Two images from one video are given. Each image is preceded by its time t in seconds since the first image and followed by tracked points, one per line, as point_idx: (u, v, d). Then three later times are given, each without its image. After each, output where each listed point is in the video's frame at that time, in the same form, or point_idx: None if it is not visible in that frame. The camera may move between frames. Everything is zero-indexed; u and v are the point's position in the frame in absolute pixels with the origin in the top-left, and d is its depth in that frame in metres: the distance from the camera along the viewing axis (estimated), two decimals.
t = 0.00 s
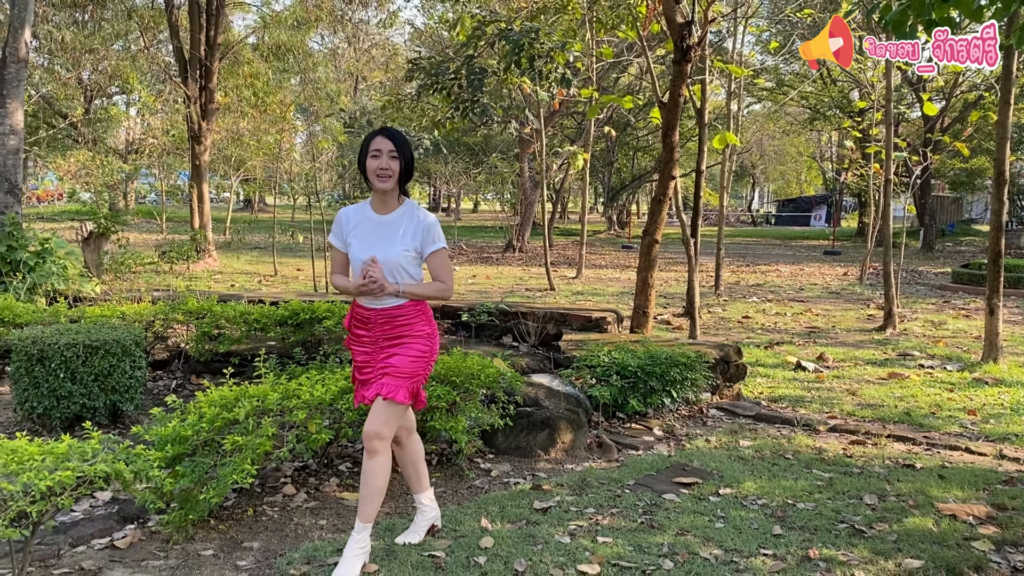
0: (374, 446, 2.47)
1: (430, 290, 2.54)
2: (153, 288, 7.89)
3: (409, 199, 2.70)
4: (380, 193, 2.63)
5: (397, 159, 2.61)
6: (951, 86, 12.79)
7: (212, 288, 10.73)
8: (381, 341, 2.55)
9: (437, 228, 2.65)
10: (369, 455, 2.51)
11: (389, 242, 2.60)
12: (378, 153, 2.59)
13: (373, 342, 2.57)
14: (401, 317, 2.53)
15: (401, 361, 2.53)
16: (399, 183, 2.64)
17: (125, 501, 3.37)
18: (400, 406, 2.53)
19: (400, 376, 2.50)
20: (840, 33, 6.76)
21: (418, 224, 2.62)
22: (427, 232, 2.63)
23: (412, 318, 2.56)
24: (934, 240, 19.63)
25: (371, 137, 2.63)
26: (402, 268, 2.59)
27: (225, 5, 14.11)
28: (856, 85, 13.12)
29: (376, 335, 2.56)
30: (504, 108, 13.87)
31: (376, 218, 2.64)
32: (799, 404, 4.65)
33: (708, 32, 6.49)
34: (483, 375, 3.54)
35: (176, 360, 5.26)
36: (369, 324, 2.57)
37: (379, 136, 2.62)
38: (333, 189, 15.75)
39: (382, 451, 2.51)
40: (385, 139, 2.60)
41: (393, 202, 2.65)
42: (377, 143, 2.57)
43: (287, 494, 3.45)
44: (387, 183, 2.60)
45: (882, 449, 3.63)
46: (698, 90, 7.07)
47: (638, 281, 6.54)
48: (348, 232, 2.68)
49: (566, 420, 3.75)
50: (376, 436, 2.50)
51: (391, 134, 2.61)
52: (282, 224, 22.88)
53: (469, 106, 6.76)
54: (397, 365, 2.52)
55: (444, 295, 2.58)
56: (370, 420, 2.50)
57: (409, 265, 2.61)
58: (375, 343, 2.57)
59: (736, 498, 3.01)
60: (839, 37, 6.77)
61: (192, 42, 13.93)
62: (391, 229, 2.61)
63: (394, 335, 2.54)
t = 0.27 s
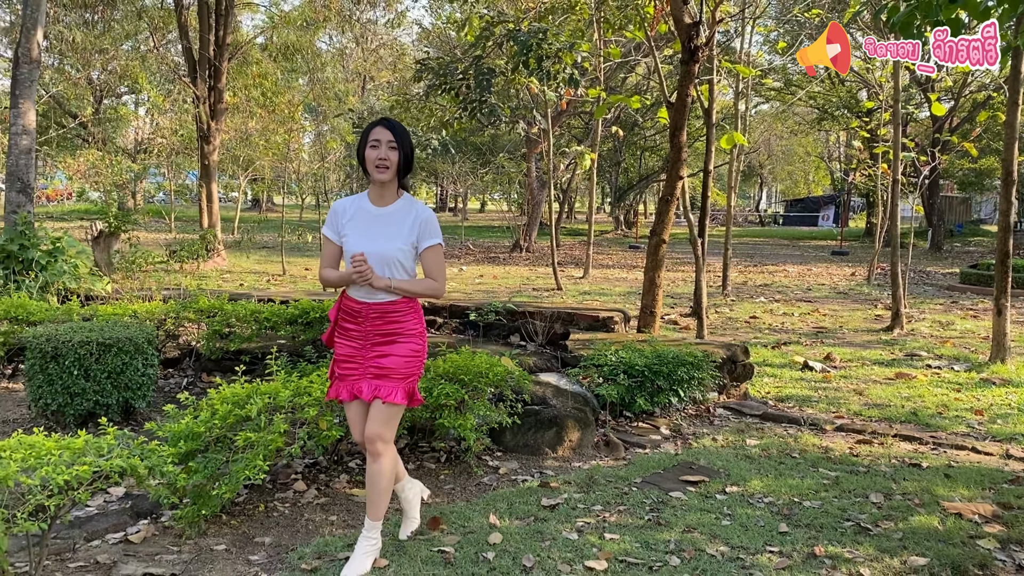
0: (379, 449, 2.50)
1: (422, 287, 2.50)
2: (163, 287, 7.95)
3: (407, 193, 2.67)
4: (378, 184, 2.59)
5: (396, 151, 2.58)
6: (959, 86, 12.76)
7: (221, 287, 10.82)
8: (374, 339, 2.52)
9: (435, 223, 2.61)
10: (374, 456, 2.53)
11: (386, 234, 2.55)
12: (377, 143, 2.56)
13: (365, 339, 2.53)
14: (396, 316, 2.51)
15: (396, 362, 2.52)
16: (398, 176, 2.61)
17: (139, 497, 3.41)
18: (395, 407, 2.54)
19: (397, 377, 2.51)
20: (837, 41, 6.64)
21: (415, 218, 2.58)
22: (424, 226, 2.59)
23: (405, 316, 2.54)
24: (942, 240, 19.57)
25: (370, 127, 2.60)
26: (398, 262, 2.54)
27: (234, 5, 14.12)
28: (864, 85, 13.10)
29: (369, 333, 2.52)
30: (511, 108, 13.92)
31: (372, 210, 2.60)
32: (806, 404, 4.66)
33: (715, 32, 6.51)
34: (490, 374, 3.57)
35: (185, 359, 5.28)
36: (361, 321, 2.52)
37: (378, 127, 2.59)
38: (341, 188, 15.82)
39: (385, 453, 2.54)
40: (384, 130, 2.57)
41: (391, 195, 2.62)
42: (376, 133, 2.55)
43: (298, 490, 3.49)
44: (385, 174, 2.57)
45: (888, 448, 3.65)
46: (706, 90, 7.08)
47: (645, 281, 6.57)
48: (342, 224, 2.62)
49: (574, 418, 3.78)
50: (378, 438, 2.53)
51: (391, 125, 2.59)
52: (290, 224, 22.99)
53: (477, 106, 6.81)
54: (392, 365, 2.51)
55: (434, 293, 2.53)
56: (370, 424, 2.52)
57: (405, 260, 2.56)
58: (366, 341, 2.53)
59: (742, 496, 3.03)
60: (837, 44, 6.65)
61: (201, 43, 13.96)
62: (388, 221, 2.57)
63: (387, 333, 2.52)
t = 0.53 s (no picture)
0: (387, 447, 2.54)
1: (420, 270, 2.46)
2: (172, 286, 8.01)
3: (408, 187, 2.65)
4: (379, 179, 2.58)
5: (396, 145, 2.57)
6: (968, 86, 12.72)
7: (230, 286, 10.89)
8: (374, 335, 2.51)
9: (435, 212, 2.54)
10: (381, 454, 2.57)
11: (385, 224, 2.52)
12: (377, 137, 2.54)
13: (364, 334, 2.52)
14: (397, 313, 2.51)
15: (398, 359, 2.53)
16: (398, 170, 2.60)
17: (150, 492, 3.44)
18: (393, 405, 2.55)
19: (399, 375, 2.52)
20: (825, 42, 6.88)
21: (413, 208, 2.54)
22: (424, 215, 2.53)
23: (405, 313, 2.54)
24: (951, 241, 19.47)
25: (370, 121, 2.58)
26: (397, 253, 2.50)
27: (242, 5, 14.18)
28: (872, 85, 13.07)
29: (369, 327, 2.51)
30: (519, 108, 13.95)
31: (373, 204, 2.58)
32: (812, 403, 4.68)
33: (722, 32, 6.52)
34: (497, 372, 3.61)
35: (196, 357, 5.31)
36: (361, 316, 2.51)
37: (378, 120, 2.56)
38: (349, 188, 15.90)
39: (393, 450, 2.57)
40: (384, 124, 2.55)
41: (391, 188, 2.60)
42: (376, 126, 2.53)
43: (308, 487, 3.53)
44: (386, 169, 2.56)
45: (894, 447, 3.66)
46: (713, 91, 7.10)
47: (652, 281, 6.60)
48: (343, 217, 2.60)
49: (580, 417, 3.82)
50: (384, 436, 2.56)
51: (390, 118, 2.56)
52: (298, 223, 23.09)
53: (485, 107, 6.85)
54: (392, 362, 2.52)
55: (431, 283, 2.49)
56: (377, 423, 2.55)
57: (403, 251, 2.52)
58: (366, 336, 2.52)
59: (747, 494, 3.06)
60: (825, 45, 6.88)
61: (210, 44, 14.01)
62: (387, 213, 2.55)
63: (388, 330, 2.52)
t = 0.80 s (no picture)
0: (393, 446, 2.57)
1: (423, 276, 2.51)
2: (183, 285, 8.09)
3: (406, 191, 2.68)
4: (379, 186, 2.61)
5: (394, 151, 2.59)
6: (977, 86, 12.67)
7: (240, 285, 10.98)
8: (374, 334, 2.52)
9: (435, 218, 2.61)
10: (385, 454, 2.60)
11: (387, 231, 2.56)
12: (375, 146, 2.56)
13: (364, 334, 2.52)
14: (397, 313, 2.52)
15: (399, 359, 2.54)
16: (397, 175, 2.63)
17: (163, 488, 3.47)
18: (393, 404, 2.56)
19: (400, 375, 2.54)
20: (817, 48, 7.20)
21: (414, 213, 2.58)
22: (425, 222, 2.59)
23: (405, 313, 2.55)
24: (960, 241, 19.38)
25: (366, 129, 2.59)
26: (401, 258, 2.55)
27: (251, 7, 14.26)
28: (880, 85, 13.05)
29: (369, 327, 2.52)
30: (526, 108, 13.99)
31: (374, 209, 2.61)
32: (817, 402, 4.70)
33: (729, 33, 6.54)
34: (504, 370, 3.65)
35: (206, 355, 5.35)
36: (362, 316, 2.53)
37: (374, 128, 2.57)
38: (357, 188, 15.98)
39: (396, 449, 2.60)
40: (380, 132, 2.57)
41: (391, 194, 2.63)
42: (373, 135, 2.54)
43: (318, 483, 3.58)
44: (385, 176, 2.59)
45: (898, 446, 3.68)
46: (719, 91, 7.12)
47: (659, 280, 6.63)
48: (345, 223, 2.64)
49: (586, 415, 3.86)
50: (387, 436, 2.59)
51: (388, 125, 2.58)
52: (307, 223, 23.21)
53: (492, 107, 6.90)
54: (392, 362, 2.53)
55: (434, 286, 2.55)
56: (379, 423, 2.57)
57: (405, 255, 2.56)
58: (366, 335, 2.52)
59: (752, 491, 3.09)
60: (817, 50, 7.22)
61: (219, 45, 14.07)
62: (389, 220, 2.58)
63: (387, 329, 2.52)
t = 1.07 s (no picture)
0: (398, 446, 2.59)
1: (425, 282, 2.52)
2: (192, 284, 8.17)
3: (404, 194, 2.67)
4: (377, 190, 2.59)
5: (392, 156, 2.58)
6: (985, 85, 12.64)
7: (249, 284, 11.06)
8: (376, 336, 2.50)
9: (434, 221, 2.62)
10: (387, 455, 2.61)
11: (386, 235, 2.56)
12: (373, 151, 2.54)
13: (366, 336, 2.50)
14: (399, 314, 2.51)
15: (402, 361, 2.53)
16: (395, 179, 2.62)
17: (176, 481, 3.51)
18: (397, 406, 2.57)
19: (403, 376, 2.54)
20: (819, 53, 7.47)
21: (414, 217, 2.58)
22: (424, 225, 2.59)
23: (407, 314, 2.54)
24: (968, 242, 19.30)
25: (362, 134, 2.57)
26: (402, 262, 2.55)
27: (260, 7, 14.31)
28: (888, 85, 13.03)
29: (371, 329, 2.50)
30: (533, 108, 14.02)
31: (373, 213, 2.60)
32: (823, 401, 4.72)
33: (736, 32, 6.56)
34: (511, 367, 3.69)
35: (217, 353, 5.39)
36: (363, 318, 2.50)
37: (371, 133, 2.55)
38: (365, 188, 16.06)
39: (400, 449, 2.63)
40: (378, 136, 2.55)
41: (389, 198, 2.61)
42: (371, 140, 2.52)
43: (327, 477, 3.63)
44: (384, 181, 2.57)
45: (903, 443, 3.71)
46: (726, 91, 7.14)
47: (665, 279, 6.66)
48: (343, 228, 2.62)
49: (592, 411, 3.90)
50: (391, 437, 2.60)
51: (385, 130, 2.56)
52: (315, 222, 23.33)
53: (499, 107, 6.95)
54: (395, 364, 2.52)
55: (437, 288, 2.56)
56: (384, 423, 2.58)
57: (406, 259, 2.56)
58: (368, 337, 2.50)
59: (756, 486, 3.12)
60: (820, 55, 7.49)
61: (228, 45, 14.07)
62: (389, 224, 2.57)
63: (390, 331, 2.51)
